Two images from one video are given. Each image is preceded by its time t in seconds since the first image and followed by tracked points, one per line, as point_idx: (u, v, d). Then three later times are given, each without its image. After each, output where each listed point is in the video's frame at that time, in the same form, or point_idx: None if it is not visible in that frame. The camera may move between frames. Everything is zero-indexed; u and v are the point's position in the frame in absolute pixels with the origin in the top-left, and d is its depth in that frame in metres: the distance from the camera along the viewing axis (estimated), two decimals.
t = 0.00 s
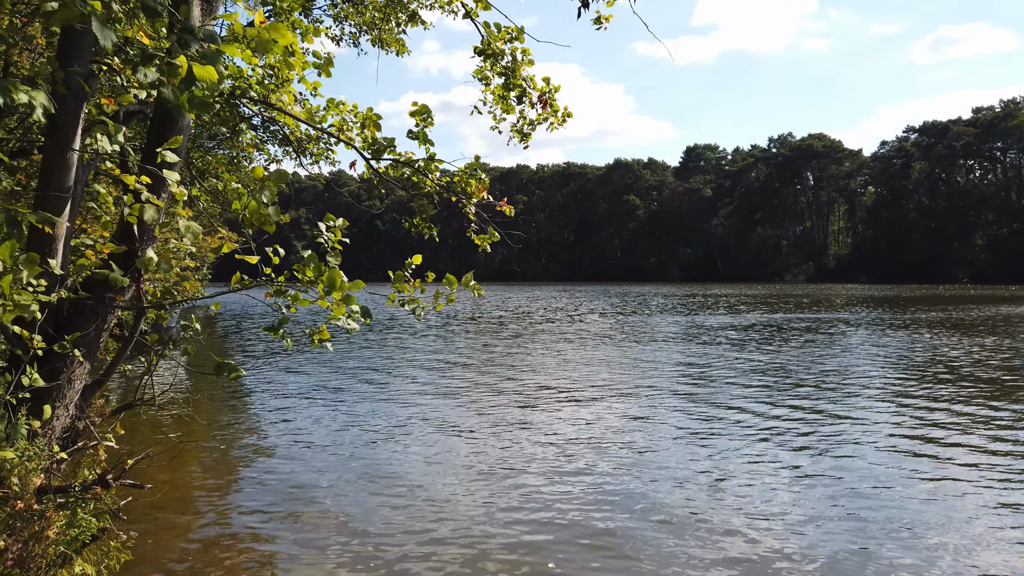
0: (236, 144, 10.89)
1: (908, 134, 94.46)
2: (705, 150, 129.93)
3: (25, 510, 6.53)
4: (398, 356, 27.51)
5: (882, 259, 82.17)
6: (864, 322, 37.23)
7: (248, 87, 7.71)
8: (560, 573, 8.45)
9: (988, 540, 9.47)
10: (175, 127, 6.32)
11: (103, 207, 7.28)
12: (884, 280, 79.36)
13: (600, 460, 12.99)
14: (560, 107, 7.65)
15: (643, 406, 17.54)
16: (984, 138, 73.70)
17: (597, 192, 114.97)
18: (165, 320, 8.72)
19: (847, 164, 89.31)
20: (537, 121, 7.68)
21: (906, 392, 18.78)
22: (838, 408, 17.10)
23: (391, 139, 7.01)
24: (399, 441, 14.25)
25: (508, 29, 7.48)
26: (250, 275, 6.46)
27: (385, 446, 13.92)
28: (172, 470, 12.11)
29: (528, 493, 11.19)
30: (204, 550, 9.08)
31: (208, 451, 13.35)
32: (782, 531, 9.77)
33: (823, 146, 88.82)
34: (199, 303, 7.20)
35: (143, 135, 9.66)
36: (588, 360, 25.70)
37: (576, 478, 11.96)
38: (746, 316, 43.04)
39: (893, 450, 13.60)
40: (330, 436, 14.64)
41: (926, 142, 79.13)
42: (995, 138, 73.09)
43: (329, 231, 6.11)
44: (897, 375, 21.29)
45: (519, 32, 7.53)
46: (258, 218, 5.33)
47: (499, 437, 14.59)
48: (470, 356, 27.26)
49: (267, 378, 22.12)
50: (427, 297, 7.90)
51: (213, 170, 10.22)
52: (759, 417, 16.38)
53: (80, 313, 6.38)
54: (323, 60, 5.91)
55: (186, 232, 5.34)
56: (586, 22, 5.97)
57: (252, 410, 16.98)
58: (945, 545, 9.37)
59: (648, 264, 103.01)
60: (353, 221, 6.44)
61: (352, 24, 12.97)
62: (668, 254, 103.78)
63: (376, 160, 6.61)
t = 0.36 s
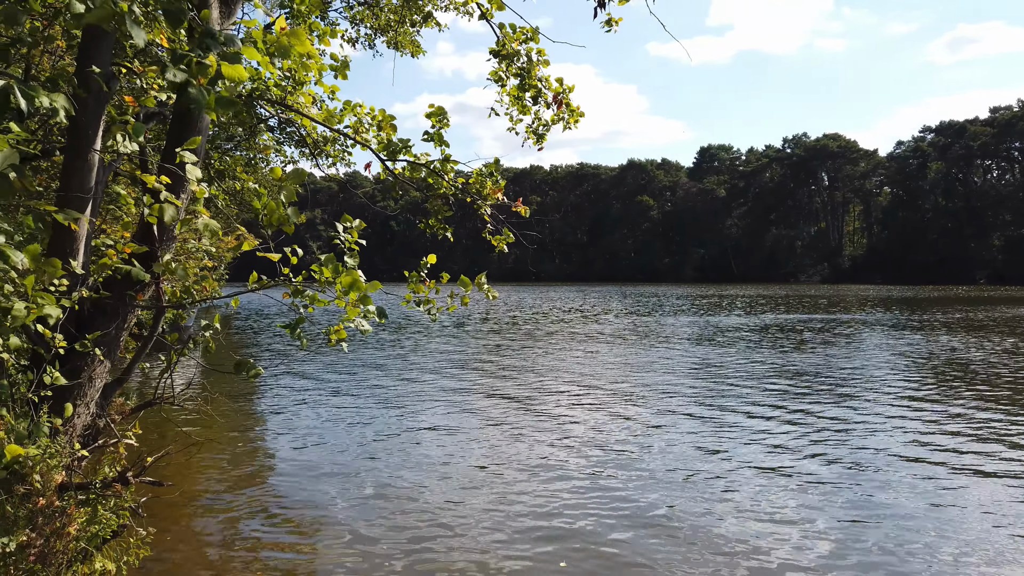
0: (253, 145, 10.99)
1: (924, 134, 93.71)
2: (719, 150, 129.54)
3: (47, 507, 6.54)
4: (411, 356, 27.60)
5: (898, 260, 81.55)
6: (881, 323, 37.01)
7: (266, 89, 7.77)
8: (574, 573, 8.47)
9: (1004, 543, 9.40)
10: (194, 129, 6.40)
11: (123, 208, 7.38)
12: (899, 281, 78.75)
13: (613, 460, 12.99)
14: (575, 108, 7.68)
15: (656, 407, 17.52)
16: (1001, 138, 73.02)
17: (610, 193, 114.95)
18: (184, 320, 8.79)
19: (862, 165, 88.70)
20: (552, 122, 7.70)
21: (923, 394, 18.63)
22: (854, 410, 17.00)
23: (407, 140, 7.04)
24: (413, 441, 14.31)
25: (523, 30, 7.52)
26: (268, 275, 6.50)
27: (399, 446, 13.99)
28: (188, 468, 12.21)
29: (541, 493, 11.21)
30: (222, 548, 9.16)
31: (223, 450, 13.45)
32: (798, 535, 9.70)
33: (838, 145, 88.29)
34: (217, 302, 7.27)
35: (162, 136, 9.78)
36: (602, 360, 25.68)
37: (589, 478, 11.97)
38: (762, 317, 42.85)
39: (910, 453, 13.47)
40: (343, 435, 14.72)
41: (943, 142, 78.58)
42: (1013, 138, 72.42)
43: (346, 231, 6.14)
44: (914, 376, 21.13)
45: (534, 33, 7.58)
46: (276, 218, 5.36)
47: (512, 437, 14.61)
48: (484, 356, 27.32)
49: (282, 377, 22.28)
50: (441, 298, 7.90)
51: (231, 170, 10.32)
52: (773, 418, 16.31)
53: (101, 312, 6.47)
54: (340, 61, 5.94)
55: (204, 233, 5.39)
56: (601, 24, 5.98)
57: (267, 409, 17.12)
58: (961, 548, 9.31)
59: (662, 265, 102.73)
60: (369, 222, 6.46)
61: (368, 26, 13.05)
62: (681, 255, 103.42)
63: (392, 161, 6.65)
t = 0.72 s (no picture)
0: (267, 146, 11.05)
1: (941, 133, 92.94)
2: (733, 150, 129.02)
3: (66, 504, 6.54)
4: (425, 355, 27.66)
5: (914, 261, 80.93)
6: (898, 324, 36.75)
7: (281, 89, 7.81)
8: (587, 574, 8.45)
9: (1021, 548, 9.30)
10: (210, 130, 6.45)
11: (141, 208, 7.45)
12: (915, 282, 78.14)
13: (626, 462, 12.95)
14: (590, 108, 7.67)
15: (669, 408, 17.44)
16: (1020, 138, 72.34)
17: (624, 193, 114.74)
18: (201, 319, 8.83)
19: (878, 164, 88.08)
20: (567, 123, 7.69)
21: (939, 396, 18.47)
22: (869, 413, 16.86)
23: (422, 139, 7.04)
24: (425, 441, 14.32)
25: (538, 31, 7.52)
26: (283, 275, 6.53)
27: (410, 446, 14.00)
28: (205, 467, 12.27)
29: (553, 494, 11.18)
30: (236, 547, 9.17)
31: (238, 449, 13.52)
32: (811, 538, 9.63)
33: (853, 145, 87.98)
34: (233, 302, 7.31)
35: (179, 137, 9.86)
36: (616, 361, 25.65)
37: (601, 480, 11.93)
38: (778, 318, 42.66)
39: (925, 456, 13.34)
40: (356, 435, 14.75)
41: (960, 142, 77.97)
42: None
43: (361, 231, 6.14)
44: (931, 378, 20.95)
45: (549, 34, 7.57)
46: (292, 217, 5.35)
47: (524, 438, 14.59)
48: (498, 356, 27.37)
49: (296, 377, 22.38)
50: (454, 298, 7.88)
51: (246, 171, 10.36)
52: (786, 420, 16.20)
53: (118, 313, 6.54)
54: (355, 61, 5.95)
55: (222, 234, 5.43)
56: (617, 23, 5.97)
57: (280, 408, 17.18)
58: (978, 552, 9.21)
59: (675, 265, 102.45)
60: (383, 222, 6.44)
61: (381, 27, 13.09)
62: (695, 255, 103.06)
63: (406, 161, 6.66)
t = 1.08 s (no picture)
0: (283, 147, 11.10)
1: (959, 133, 92.04)
2: (747, 150, 128.44)
3: (83, 501, 6.58)
4: (438, 355, 27.71)
5: (931, 262, 80.21)
6: (916, 326, 36.43)
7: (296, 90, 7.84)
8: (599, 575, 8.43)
9: None
10: (226, 130, 6.48)
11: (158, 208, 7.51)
12: (932, 282, 77.46)
13: (639, 463, 12.90)
14: (605, 109, 7.65)
15: (683, 409, 17.38)
16: None
17: (637, 194, 114.53)
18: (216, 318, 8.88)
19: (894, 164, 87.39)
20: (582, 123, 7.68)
21: (957, 398, 18.27)
22: (885, 415, 16.71)
23: (436, 140, 7.03)
24: (437, 441, 14.34)
25: (553, 31, 7.52)
26: (299, 275, 6.52)
27: (423, 446, 14.03)
28: (220, 466, 12.36)
29: (565, 496, 11.16)
30: (251, 546, 9.20)
31: (253, 448, 13.60)
32: (828, 542, 9.52)
33: (869, 145, 87.47)
34: (248, 302, 7.33)
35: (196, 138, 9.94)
36: (629, 361, 25.58)
37: (614, 481, 11.90)
38: (793, 319, 42.44)
39: (942, 459, 13.20)
40: (369, 435, 14.79)
41: (978, 142, 77.29)
42: None
43: (377, 231, 6.11)
44: (949, 380, 20.75)
45: (564, 34, 7.57)
46: (308, 218, 5.34)
47: (537, 439, 14.58)
48: (512, 356, 27.37)
49: (310, 376, 22.50)
50: (467, 299, 7.86)
51: (262, 171, 10.43)
52: (802, 422, 16.09)
53: (136, 312, 6.60)
54: (369, 61, 5.94)
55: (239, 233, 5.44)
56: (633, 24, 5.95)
57: (294, 407, 17.27)
58: (995, 556, 9.11)
59: (688, 266, 102.10)
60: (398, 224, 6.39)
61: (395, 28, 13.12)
62: (708, 255, 102.65)
63: (421, 162, 6.66)
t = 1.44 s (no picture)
0: (295, 147, 11.15)
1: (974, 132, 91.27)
2: (759, 150, 127.91)
3: (99, 499, 6.62)
4: (450, 355, 27.74)
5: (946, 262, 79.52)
6: (931, 326, 36.18)
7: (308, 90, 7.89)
8: None
9: None
10: (239, 130, 6.52)
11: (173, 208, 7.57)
12: (946, 282, 76.84)
13: (651, 464, 12.87)
14: (617, 108, 7.64)
15: (695, 410, 17.31)
16: None
17: (648, 193, 114.29)
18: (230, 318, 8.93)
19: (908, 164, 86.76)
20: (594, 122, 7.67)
21: (973, 400, 18.11)
22: (899, 416, 16.59)
23: (448, 139, 7.04)
24: (448, 441, 14.35)
25: (565, 31, 7.53)
26: (312, 275, 6.54)
27: (434, 446, 14.04)
28: (233, 465, 12.43)
29: (576, 496, 11.14)
30: (264, 545, 9.24)
31: (265, 447, 13.67)
32: (842, 544, 9.46)
33: (883, 145, 87.04)
34: (262, 301, 7.37)
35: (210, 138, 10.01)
36: (641, 362, 25.52)
37: (626, 482, 11.87)
38: (807, 319, 42.23)
39: (957, 461, 13.08)
40: (380, 434, 14.83)
41: (993, 141, 76.64)
42: None
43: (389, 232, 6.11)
44: (965, 381, 20.56)
45: (576, 34, 7.57)
46: (321, 218, 5.35)
47: (549, 439, 14.56)
48: (523, 356, 27.39)
49: (322, 376, 22.58)
50: (479, 300, 7.86)
51: (275, 170, 10.50)
52: (815, 423, 15.99)
53: (151, 312, 6.65)
54: (380, 60, 5.94)
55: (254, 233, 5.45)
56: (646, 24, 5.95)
57: (305, 407, 17.33)
58: (1011, 559, 9.02)
59: (700, 266, 101.71)
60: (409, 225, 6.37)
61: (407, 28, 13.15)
62: (720, 255, 102.24)
63: (433, 161, 6.67)
